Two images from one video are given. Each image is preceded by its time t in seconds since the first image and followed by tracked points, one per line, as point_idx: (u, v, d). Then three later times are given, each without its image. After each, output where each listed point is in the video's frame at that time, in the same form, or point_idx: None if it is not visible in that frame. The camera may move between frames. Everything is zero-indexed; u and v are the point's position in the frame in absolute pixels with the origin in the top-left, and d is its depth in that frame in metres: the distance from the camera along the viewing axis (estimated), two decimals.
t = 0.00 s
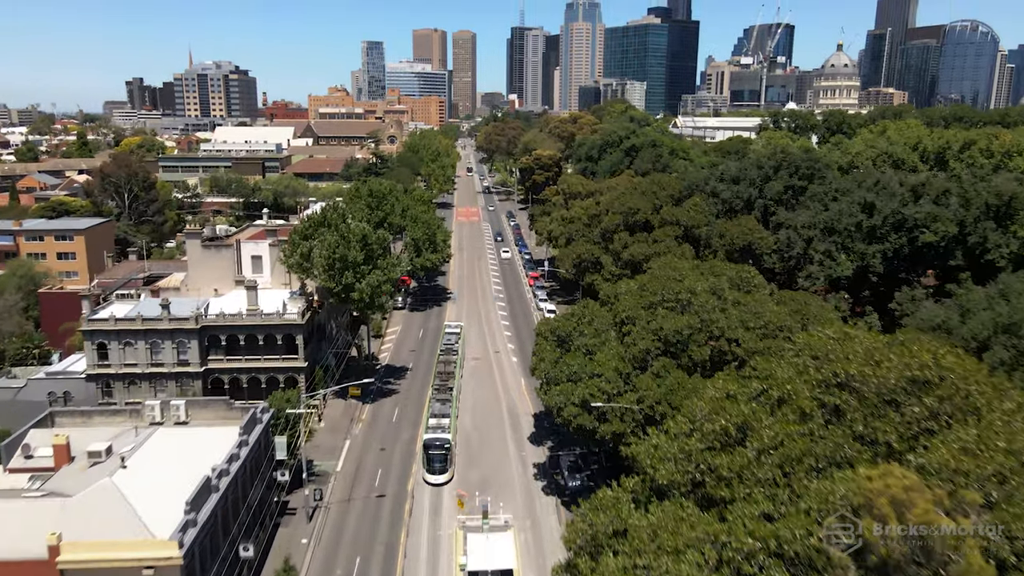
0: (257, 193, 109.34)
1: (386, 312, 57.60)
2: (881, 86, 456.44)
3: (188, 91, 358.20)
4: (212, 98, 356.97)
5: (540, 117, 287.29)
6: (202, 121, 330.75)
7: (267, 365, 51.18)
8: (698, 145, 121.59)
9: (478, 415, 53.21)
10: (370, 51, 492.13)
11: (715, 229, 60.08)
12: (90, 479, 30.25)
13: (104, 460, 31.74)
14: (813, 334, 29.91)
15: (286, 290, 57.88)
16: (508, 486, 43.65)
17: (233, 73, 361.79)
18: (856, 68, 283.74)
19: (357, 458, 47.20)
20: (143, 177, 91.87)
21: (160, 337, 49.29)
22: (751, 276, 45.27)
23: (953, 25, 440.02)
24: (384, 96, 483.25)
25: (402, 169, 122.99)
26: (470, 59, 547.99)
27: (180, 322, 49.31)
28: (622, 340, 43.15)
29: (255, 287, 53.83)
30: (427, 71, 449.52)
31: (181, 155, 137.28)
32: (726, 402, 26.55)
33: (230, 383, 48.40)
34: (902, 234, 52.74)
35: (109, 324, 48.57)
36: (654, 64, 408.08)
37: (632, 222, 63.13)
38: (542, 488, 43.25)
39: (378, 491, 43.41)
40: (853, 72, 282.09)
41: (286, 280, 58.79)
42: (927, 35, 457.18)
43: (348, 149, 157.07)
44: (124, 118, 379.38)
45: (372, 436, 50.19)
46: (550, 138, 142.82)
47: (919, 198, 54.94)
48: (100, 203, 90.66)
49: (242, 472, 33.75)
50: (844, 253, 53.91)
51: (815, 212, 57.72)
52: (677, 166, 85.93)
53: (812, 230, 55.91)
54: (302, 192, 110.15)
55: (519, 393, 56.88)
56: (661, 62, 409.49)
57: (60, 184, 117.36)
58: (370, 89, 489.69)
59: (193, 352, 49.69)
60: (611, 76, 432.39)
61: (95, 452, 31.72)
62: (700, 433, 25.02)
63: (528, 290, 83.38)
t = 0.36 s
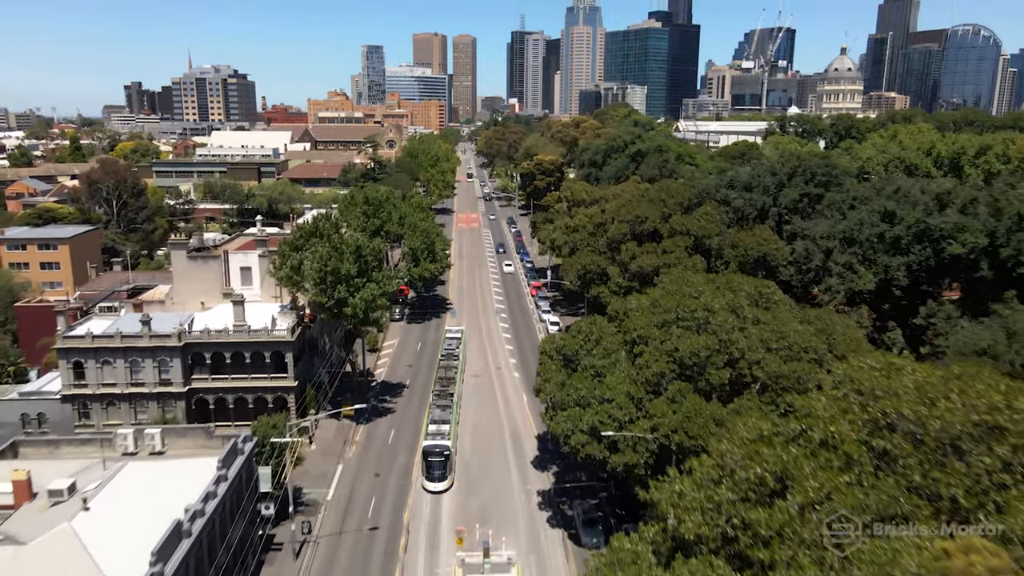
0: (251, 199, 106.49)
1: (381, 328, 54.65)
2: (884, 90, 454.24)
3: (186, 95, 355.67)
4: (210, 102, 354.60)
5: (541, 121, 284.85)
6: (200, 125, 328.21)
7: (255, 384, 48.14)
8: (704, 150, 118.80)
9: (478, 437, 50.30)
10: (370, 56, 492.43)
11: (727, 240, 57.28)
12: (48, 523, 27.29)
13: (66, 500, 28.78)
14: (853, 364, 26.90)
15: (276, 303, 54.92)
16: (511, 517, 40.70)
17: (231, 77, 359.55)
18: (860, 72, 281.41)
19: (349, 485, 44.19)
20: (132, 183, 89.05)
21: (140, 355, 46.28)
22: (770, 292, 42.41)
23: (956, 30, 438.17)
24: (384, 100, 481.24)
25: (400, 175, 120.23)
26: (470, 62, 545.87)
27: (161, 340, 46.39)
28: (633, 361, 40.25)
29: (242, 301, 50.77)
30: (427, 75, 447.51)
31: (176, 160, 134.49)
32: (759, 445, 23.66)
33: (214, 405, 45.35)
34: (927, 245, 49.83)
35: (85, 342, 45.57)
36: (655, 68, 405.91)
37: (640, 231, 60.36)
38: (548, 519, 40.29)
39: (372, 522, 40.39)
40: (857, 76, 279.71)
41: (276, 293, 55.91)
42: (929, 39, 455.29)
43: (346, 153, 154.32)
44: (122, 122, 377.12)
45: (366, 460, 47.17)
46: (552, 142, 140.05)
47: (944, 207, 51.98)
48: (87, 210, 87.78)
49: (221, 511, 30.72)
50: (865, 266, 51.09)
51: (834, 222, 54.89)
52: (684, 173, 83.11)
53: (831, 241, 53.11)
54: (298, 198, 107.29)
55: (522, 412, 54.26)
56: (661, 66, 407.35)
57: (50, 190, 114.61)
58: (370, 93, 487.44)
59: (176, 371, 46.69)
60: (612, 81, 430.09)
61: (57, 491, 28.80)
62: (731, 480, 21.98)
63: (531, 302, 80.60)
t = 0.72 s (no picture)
0: (245, 206, 103.74)
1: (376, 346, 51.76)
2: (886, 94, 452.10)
3: (184, 99, 353.02)
4: (209, 106, 352.30)
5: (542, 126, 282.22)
6: (198, 130, 325.77)
7: (239, 407, 45.16)
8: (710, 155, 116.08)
9: (478, 462, 47.40)
10: (370, 60, 490.96)
11: (740, 251, 54.47)
12: None
13: (17, 549, 25.91)
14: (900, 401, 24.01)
15: (265, 319, 51.95)
16: (514, 553, 37.74)
17: (230, 81, 357.36)
18: (863, 76, 279.22)
19: (340, 516, 41.18)
20: (121, 190, 86.26)
21: (117, 376, 43.31)
22: (793, 310, 39.53)
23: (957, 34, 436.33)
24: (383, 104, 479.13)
25: (398, 181, 117.48)
26: (470, 66, 543.73)
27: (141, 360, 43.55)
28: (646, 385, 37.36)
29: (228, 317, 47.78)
30: (427, 79, 445.54)
31: (170, 165, 131.70)
32: (803, 501, 20.85)
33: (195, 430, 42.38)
34: (956, 258, 46.87)
35: (59, 362, 42.63)
36: (656, 72, 403.90)
37: (648, 241, 57.57)
38: (553, 555, 37.34)
39: (364, 559, 37.38)
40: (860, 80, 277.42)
41: (265, 308, 52.97)
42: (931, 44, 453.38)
43: (344, 158, 151.66)
44: (120, 127, 374.89)
45: (359, 488, 44.18)
46: (554, 147, 137.38)
47: (973, 216, 49.05)
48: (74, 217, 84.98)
49: (194, 557, 27.81)
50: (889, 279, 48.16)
51: (854, 232, 52.00)
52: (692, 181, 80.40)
53: (851, 253, 50.26)
54: (293, 205, 104.51)
55: (525, 433, 51.54)
56: (661, 70, 405.36)
57: (39, 197, 111.88)
58: (370, 98, 485.10)
59: (155, 393, 43.73)
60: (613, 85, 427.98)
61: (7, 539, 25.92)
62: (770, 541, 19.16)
63: (533, 314, 77.67)
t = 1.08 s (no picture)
0: (239, 212, 100.74)
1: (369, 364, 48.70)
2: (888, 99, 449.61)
3: (182, 103, 350.42)
4: (207, 110, 349.72)
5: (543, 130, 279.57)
6: (195, 134, 323.01)
7: (222, 432, 42.01)
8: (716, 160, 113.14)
9: (479, 489, 44.41)
10: (370, 64, 489.04)
11: (756, 263, 51.51)
12: None
13: None
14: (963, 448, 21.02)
15: (252, 335, 48.85)
16: None
17: (229, 85, 354.89)
18: (867, 80, 276.60)
19: (329, 551, 38.10)
20: (109, 196, 83.24)
21: (90, 400, 40.22)
22: (819, 329, 36.53)
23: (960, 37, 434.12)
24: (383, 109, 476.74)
25: (397, 186, 114.55)
26: (470, 70, 541.51)
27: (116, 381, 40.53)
28: (662, 413, 34.35)
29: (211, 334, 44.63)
30: (427, 83, 443.18)
31: (163, 170, 128.77)
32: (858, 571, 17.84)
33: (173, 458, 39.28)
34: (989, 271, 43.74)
35: (27, 385, 39.61)
36: (657, 76, 401.53)
37: (658, 251, 54.63)
38: None
39: None
40: (864, 84, 274.78)
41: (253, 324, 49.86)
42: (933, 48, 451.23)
43: (342, 163, 148.77)
44: (118, 131, 372.28)
45: (351, 519, 41.12)
46: (556, 152, 134.51)
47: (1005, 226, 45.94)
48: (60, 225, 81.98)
49: None
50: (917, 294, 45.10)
51: (877, 243, 48.99)
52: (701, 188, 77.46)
53: (875, 265, 47.26)
54: (288, 212, 101.52)
55: (528, 455, 48.77)
56: (663, 74, 403.01)
57: (27, 203, 108.91)
58: (370, 102, 482.67)
59: (132, 417, 40.63)
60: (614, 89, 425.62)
61: None
62: None
63: (536, 326, 74.56)
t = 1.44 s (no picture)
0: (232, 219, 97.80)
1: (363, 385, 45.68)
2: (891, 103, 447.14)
3: (180, 107, 348.14)
4: (205, 114, 347.27)
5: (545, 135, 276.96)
6: (193, 138, 320.59)
7: (202, 460, 38.93)
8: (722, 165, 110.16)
9: (480, 520, 41.30)
10: (370, 68, 488.38)
11: (774, 276, 48.53)
12: None
13: None
14: None
15: (237, 352, 45.80)
16: None
17: (227, 89, 352.42)
18: (871, 84, 273.85)
19: None
20: (95, 203, 80.27)
21: (59, 427, 37.13)
22: (851, 352, 33.48)
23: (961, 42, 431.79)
24: (383, 113, 474.54)
25: (395, 192, 111.67)
26: (470, 74, 539.51)
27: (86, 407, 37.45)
28: (680, 446, 31.32)
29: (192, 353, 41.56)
30: (427, 87, 441.00)
31: (157, 175, 125.90)
32: None
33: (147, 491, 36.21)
34: None
35: None
36: (658, 80, 399.08)
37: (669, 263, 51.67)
38: None
39: None
40: (868, 87, 271.95)
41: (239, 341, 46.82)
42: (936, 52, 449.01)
43: (340, 168, 145.84)
44: (116, 135, 370.25)
45: (340, 555, 38.01)
46: (558, 157, 131.71)
47: None
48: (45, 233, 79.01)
49: None
50: (949, 310, 41.96)
51: (903, 256, 45.96)
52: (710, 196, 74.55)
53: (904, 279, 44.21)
54: (282, 218, 98.59)
55: (531, 480, 45.99)
56: (664, 78, 400.70)
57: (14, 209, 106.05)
58: (370, 105, 479.95)
59: (104, 445, 37.53)
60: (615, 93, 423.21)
61: None
62: None
63: (538, 340, 71.50)
